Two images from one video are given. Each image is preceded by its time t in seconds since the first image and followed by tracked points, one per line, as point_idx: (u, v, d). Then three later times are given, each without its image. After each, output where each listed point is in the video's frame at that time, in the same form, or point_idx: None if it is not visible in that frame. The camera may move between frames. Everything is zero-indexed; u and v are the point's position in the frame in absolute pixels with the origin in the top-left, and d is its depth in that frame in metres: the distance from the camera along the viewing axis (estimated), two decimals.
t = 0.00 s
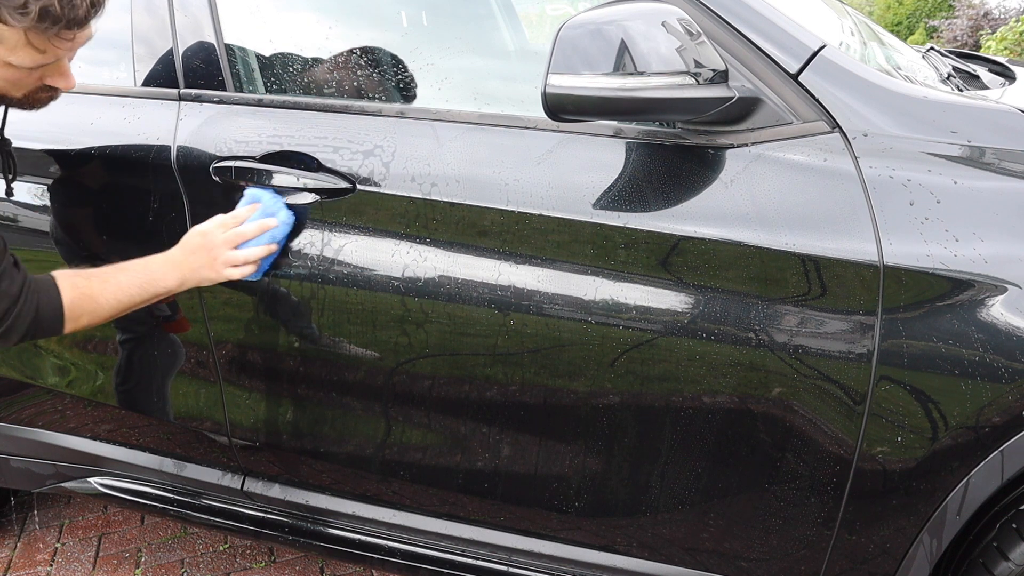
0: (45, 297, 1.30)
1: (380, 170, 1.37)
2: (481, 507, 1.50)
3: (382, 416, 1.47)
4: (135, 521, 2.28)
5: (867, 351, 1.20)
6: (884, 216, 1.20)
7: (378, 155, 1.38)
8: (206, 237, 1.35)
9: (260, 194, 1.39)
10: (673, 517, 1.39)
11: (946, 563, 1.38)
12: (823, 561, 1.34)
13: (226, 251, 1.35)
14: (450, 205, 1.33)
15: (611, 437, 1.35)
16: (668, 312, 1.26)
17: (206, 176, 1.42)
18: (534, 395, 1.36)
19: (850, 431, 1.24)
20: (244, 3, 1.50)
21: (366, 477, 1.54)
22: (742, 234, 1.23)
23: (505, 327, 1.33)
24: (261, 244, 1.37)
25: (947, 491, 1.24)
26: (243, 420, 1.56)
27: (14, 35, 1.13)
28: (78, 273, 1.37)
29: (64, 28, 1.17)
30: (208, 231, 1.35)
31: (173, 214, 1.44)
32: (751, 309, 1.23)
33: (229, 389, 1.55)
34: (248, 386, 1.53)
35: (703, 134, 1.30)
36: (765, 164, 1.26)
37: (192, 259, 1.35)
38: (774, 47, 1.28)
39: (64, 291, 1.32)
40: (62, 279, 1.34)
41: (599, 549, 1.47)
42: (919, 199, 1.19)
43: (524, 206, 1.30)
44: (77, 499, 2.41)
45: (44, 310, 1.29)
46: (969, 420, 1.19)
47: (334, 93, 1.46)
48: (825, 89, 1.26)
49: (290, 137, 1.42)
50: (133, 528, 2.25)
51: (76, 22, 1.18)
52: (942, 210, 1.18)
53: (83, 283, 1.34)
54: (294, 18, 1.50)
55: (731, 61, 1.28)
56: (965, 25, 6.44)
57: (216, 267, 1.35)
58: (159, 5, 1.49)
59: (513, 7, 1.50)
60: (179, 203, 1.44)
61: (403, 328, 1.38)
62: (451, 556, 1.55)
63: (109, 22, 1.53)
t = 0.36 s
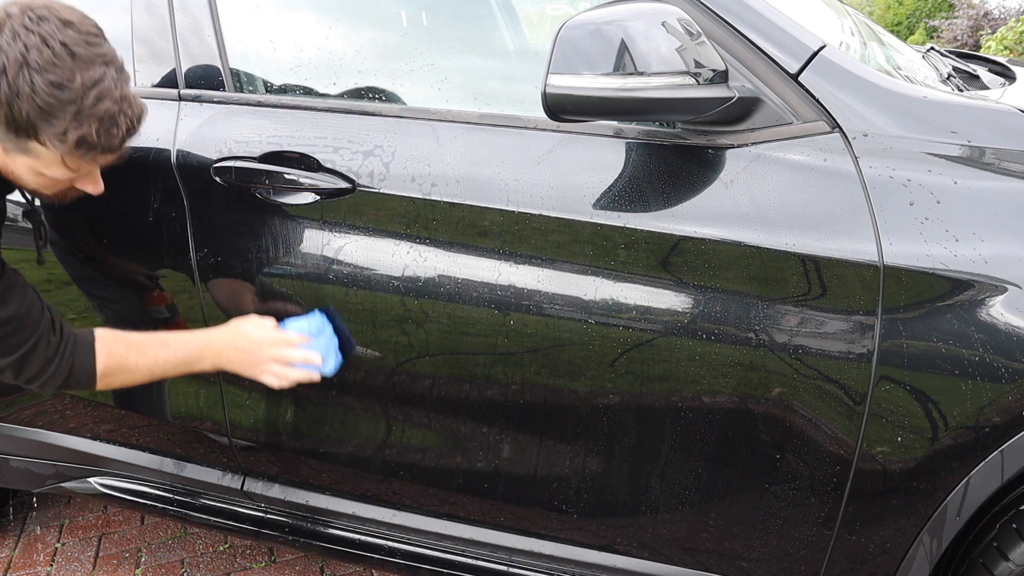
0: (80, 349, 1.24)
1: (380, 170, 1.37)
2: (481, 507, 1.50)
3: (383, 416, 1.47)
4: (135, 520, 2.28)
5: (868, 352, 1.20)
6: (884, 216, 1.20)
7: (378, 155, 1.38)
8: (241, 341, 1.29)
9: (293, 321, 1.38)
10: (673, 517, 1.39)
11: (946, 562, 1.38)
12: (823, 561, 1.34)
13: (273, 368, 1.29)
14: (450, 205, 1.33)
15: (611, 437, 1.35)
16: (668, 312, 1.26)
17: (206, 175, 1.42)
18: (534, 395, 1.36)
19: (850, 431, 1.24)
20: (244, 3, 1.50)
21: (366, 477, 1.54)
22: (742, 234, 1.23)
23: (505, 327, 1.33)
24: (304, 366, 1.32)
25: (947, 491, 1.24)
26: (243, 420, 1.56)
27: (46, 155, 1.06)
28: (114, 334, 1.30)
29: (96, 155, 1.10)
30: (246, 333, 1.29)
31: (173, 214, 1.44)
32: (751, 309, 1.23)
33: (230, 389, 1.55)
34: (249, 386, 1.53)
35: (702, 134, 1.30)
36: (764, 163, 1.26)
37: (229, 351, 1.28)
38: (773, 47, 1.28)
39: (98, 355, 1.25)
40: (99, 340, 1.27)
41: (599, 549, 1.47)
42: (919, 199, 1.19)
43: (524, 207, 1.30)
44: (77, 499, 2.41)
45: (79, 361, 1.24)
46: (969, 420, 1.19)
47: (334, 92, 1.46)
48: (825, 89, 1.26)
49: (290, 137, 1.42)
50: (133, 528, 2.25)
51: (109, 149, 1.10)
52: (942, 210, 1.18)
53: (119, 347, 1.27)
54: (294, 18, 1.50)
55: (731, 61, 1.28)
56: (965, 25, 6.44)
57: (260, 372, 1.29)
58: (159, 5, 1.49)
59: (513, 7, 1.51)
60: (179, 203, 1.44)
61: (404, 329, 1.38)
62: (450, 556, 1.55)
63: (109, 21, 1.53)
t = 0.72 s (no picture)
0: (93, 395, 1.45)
1: (379, 170, 1.37)
2: (481, 507, 1.50)
3: (383, 416, 1.47)
4: (135, 521, 2.28)
5: (867, 352, 1.20)
6: (884, 216, 1.20)
7: (377, 155, 1.38)
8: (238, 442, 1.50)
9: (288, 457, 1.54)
10: (673, 517, 1.39)
11: (946, 562, 1.38)
12: (823, 561, 1.34)
13: (258, 479, 1.51)
14: (450, 205, 1.33)
15: (611, 437, 1.35)
16: (668, 312, 1.26)
17: (206, 175, 1.42)
18: (534, 395, 1.36)
19: (850, 431, 1.24)
20: (245, 4, 1.50)
21: (366, 477, 1.54)
22: (742, 234, 1.23)
23: (505, 327, 1.33)
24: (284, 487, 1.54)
25: (947, 490, 1.24)
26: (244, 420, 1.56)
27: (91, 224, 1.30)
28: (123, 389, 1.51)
29: (132, 217, 1.31)
30: (234, 445, 1.50)
31: (173, 214, 1.44)
32: (751, 309, 1.23)
33: (230, 389, 1.55)
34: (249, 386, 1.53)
35: (702, 134, 1.30)
36: (765, 163, 1.26)
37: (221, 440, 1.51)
38: (774, 47, 1.28)
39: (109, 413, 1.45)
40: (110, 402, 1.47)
41: (599, 549, 1.47)
42: (919, 199, 1.19)
43: (523, 206, 1.30)
44: (77, 499, 2.41)
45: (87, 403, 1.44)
46: (969, 420, 1.19)
47: (334, 92, 1.46)
48: (825, 89, 1.26)
49: (289, 136, 1.42)
50: (133, 528, 2.25)
51: (143, 212, 1.33)
52: (942, 210, 1.18)
53: (126, 411, 1.48)
54: (294, 18, 1.50)
55: (731, 61, 1.29)
56: (965, 25, 6.44)
57: (246, 476, 1.51)
58: (159, 6, 1.49)
59: (513, 7, 1.54)
60: (179, 203, 1.44)
61: (404, 329, 1.38)
62: (450, 556, 1.54)
63: (110, 22, 1.53)
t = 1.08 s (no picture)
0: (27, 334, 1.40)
1: (379, 170, 1.37)
2: (481, 507, 1.50)
3: (383, 416, 1.47)
4: (135, 521, 2.28)
5: (867, 351, 1.20)
6: (884, 216, 1.20)
7: (377, 155, 1.38)
8: (181, 291, 1.40)
9: (248, 300, 1.44)
10: (673, 517, 1.39)
11: (946, 562, 1.38)
12: (823, 561, 1.34)
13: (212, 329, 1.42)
14: (450, 204, 1.33)
15: (611, 437, 1.35)
16: (668, 312, 1.26)
17: (206, 175, 1.42)
18: (534, 395, 1.36)
19: (850, 431, 1.24)
20: (245, 3, 1.50)
21: (366, 477, 1.54)
22: (742, 234, 1.23)
23: (505, 327, 1.33)
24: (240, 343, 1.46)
25: (947, 491, 1.24)
26: (244, 420, 1.56)
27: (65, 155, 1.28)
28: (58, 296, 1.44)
29: (108, 147, 1.31)
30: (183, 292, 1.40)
31: (173, 214, 1.44)
32: (751, 309, 1.23)
33: (230, 389, 1.55)
34: (249, 386, 1.53)
35: (702, 134, 1.30)
36: (764, 164, 1.26)
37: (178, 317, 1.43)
38: (774, 47, 1.28)
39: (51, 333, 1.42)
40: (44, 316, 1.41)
41: (599, 549, 1.47)
42: (919, 199, 1.19)
43: (523, 206, 1.30)
44: (77, 499, 2.41)
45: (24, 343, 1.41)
46: (969, 420, 1.19)
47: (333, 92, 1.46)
48: (825, 89, 1.26)
49: (289, 136, 1.42)
50: (133, 528, 2.25)
51: (119, 142, 1.32)
52: (942, 210, 1.18)
53: (60, 321, 1.41)
54: (294, 18, 1.50)
55: (731, 61, 1.29)
56: (965, 25, 6.44)
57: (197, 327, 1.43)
58: (159, 5, 1.49)
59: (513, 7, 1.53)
60: (179, 203, 1.44)
61: (404, 328, 1.38)
62: (450, 556, 1.54)
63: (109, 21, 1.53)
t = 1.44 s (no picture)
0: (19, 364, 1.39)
1: (379, 170, 1.37)
2: (481, 507, 1.50)
3: (382, 416, 1.47)
4: (135, 521, 2.28)
5: (867, 351, 1.20)
6: (884, 216, 1.20)
7: (377, 155, 1.38)
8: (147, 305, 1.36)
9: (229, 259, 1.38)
10: (673, 517, 1.39)
11: (947, 563, 1.38)
12: (823, 561, 1.34)
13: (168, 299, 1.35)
14: (450, 205, 1.33)
15: (610, 437, 1.35)
16: (668, 312, 1.26)
17: (206, 175, 1.42)
18: (534, 395, 1.36)
19: (850, 431, 1.24)
20: (245, 3, 1.50)
21: (366, 477, 1.54)
22: (742, 234, 1.23)
23: (505, 327, 1.33)
24: (215, 297, 1.37)
25: (948, 490, 1.24)
26: (243, 420, 1.56)
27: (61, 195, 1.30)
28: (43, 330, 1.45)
29: (104, 193, 1.33)
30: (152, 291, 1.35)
31: (173, 214, 1.44)
32: (751, 309, 1.23)
33: (230, 389, 1.55)
34: (249, 386, 1.53)
35: (702, 134, 1.30)
36: (765, 163, 1.26)
37: (154, 318, 1.37)
38: (773, 47, 1.28)
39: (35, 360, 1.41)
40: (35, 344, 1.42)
41: (599, 549, 1.47)
42: (919, 199, 1.19)
43: (523, 206, 1.30)
44: (77, 499, 2.41)
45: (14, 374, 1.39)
46: (968, 420, 1.19)
47: (334, 92, 1.46)
48: (825, 89, 1.26)
49: (289, 136, 1.42)
50: (133, 528, 2.25)
51: (116, 188, 1.34)
52: (942, 210, 1.18)
53: (50, 349, 1.42)
54: (294, 18, 1.50)
55: (731, 61, 1.28)
56: (965, 25, 6.44)
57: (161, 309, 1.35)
58: (159, 5, 1.49)
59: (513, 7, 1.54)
60: (179, 203, 1.44)
61: (404, 328, 1.38)
62: (450, 556, 1.54)
63: (109, 21, 1.53)
